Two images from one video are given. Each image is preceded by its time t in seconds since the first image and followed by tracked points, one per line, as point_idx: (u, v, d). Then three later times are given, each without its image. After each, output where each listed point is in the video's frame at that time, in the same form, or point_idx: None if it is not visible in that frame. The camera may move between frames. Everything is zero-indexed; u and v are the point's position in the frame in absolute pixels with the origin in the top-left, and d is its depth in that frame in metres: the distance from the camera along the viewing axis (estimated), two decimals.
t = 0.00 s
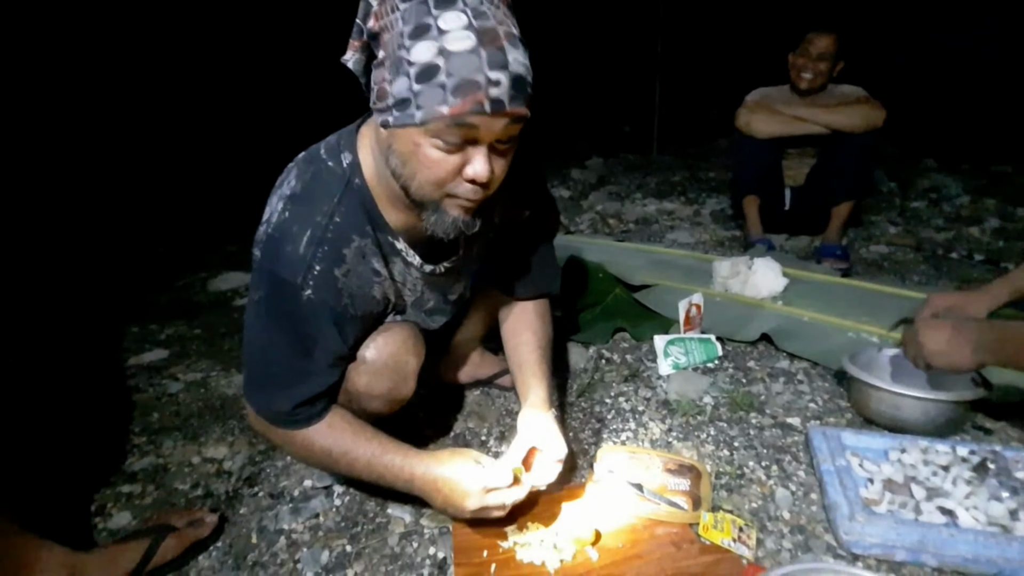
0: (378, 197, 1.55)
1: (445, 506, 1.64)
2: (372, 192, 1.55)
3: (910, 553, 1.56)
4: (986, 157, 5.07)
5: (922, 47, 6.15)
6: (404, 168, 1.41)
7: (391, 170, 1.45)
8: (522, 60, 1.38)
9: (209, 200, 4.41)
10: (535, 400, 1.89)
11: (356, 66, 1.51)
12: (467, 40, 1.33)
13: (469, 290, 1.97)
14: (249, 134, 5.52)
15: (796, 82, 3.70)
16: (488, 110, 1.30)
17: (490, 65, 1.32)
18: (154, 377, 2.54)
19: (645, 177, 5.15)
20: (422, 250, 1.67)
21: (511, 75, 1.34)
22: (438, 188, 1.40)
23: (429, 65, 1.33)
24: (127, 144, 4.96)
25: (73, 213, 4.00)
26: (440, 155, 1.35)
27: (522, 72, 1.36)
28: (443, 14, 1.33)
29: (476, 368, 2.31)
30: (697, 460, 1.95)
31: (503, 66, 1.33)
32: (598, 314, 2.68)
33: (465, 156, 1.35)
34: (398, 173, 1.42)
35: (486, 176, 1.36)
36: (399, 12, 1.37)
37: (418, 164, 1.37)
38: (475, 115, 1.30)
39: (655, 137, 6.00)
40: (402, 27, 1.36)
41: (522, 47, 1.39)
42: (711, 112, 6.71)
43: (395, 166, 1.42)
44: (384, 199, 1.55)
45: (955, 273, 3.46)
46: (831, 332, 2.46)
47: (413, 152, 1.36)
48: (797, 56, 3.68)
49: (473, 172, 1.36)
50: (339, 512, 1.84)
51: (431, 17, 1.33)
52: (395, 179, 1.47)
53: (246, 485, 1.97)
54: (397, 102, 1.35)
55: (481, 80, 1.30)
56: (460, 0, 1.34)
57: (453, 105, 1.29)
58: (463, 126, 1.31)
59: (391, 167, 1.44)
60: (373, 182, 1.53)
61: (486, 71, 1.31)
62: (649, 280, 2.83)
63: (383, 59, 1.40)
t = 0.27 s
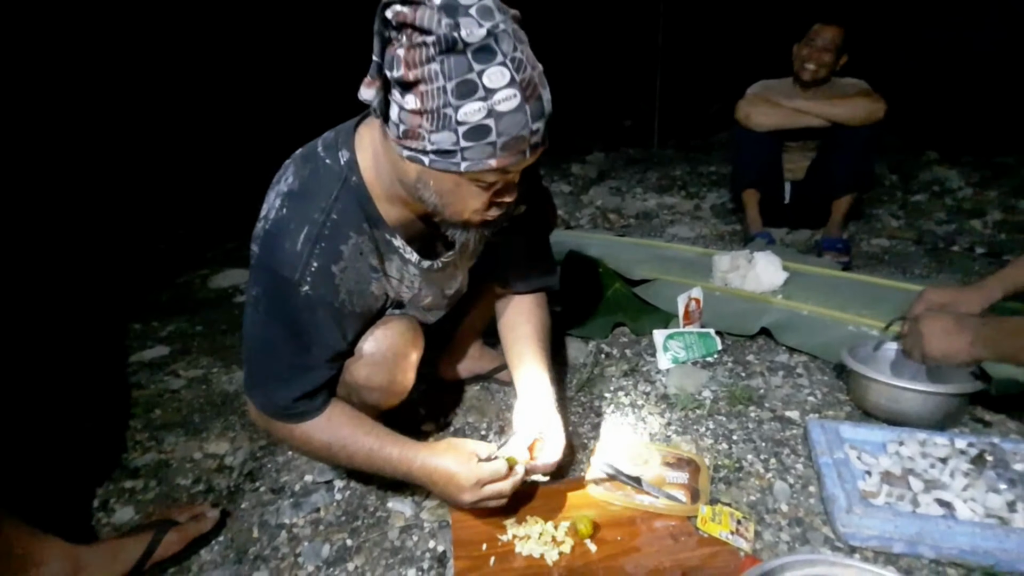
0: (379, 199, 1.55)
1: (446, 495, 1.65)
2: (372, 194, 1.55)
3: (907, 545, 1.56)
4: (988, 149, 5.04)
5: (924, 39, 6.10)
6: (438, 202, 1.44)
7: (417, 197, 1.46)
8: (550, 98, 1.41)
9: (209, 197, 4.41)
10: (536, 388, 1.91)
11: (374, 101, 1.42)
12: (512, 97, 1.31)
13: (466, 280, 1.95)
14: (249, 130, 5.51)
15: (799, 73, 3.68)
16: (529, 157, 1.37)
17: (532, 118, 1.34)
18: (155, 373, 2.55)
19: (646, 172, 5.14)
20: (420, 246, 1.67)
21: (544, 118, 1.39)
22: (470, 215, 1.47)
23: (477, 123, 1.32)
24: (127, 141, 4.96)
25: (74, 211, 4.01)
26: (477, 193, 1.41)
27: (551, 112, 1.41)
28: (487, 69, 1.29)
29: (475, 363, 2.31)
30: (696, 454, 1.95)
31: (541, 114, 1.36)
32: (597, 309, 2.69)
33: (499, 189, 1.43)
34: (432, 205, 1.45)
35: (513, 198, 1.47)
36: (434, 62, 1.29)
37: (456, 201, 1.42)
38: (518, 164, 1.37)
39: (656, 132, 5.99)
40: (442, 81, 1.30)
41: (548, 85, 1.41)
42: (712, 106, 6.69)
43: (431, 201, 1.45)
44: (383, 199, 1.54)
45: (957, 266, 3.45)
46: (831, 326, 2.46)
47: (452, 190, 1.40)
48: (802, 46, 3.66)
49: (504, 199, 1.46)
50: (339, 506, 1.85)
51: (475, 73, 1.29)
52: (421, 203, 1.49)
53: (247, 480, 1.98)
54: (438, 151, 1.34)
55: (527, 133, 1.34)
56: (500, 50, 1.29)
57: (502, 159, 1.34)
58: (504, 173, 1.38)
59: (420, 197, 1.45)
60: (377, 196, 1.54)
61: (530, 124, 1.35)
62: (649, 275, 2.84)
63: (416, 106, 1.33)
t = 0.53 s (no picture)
0: (381, 193, 1.55)
1: (452, 483, 1.66)
2: (376, 188, 1.55)
3: (903, 537, 1.57)
4: (988, 142, 5.02)
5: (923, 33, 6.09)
6: (446, 196, 1.45)
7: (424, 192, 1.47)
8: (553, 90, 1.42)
9: (208, 195, 4.41)
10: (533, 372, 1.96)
11: (380, 101, 1.42)
12: (518, 90, 1.32)
13: (465, 277, 1.96)
14: (247, 127, 5.50)
15: (799, 66, 3.65)
16: (535, 150, 1.39)
17: (538, 111, 1.35)
18: (154, 370, 2.55)
19: (644, 167, 5.13)
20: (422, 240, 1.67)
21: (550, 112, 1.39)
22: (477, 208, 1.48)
23: (485, 118, 1.32)
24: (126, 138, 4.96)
25: (71, 209, 4.00)
26: (484, 187, 1.42)
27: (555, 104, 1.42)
28: (492, 64, 1.30)
29: (474, 358, 2.32)
30: (693, 448, 1.96)
31: (546, 107, 1.37)
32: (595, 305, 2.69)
33: (509, 180, 1.44)
34: (440, 200, 1.47)
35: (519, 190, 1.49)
36: (440, 58, 1.29)
37: (464, 195, 1.43)
38: (525, 157, 1.39)
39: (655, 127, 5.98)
40: (449, 77, 1.30)
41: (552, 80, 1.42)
42: (710, 101, 6.67)
43: (438, 196, 1.46)
44: (386, 192, 1.54)
45: (955, 260, 3.45)
46: (828, 320, 2.47)
47: (460, 185, 1.41)
48: (802, 39, 3.63)
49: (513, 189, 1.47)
50: (338, 501, 1.86)
51: (480, 68, 1.30)
52: (428, 199, 1.50)
53: (246, 476, 1.99)
54: (445, 146, 1.34)
55: (533, 126, 1.35)
56: (504, 45, 1.30)
57: (509, 152, 1.35)
58: (511, 166, 1.39)
59: (428, 193, 1.46)
60: (381, 193, 1.55)
61: (535, 116, 1.35)
62: (647, 270, 2.84)
63: (424, 103, 1.33)
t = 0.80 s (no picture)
0: (382, 184, 1.54)
1: (455, 480, 1.66)
2: (377, 180, 1.54)
3: (903, 532, 1.57)
4: (990, 137, 5.01)
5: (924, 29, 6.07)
6: (430, 188, 1.44)
7: (411, 182, 1.46)
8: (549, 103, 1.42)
9: (207, 194, 4.41)
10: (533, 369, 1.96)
11: (379, 84, 1.43)
12: (508, 97, 1.31)
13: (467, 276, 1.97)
14: (250, 125, 5.49)
15: (796, 63, 3.67)
16: (520, 160, 1.37)
17: (526, 121, 1.34)
18: (156, 370, 2.56)
19: (644, 164, 5.13)
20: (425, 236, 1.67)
21: (541, 124, 1.38)
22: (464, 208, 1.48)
23: (471, 119, 1.32)
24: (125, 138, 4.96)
25: (71, 209, 4.01)
26: (467, 185, 1.41)
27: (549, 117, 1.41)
28: (486, 67, 1.30)
29: (475, 355, 2.32)
30: (694, 444, 1.96)
31: (537, 119, 1.36)
32: (596, 302, 2.69)
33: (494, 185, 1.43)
34: (423, 191, 1.45)
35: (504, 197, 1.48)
36: (437, 52, 1.30)
37: (448, 190, 1.42)
38: (508, 165, 1.37)
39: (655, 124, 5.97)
40: (441, 72, 1.31)
41: (549, 92, 1.41)
42: (711, 97, 6.66)
43: (422, 187, 1.45)
44: (386, 183, 1.53)
45: (956, 255, 3.45)
46: (829, 316, 2.47)
47: (444, 182, 1.41)
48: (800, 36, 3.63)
49: (499, 195, 1.46)
50: (339, 500, 1.86)
51: (474, 69, 1.29)
52: (416, 195, 1.50)
53: (248, 475, 1.99)
54: (431, 140, 1.34)
55: (518, 135, 1.34)
56: (502, 50, 1.30)
57: (492, 156, 1.34)
58: (494, 171, 1.38)
59: (413, 182, 1.45)
60: (381, 183, 1.54)
61: (523, 127, 1.35)
62: (647, 267, 2.84)
63: (416, 93, 1.34)
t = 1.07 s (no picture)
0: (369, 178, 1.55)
1: (443, 474, 1.69)
2: (364, 174, 1.55)
3: (891, 522, 1.59)
4: (984, 130, 5.03)
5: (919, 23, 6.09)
6: (407, 185, 1.46)
7: (392, 178, 1.48)
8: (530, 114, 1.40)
9: (204, 193, 4.41)
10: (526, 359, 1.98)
11: (365, 79, 1.46)
12: (485, 104, 1.32)
13: (461, 272, 1.98)
14: (245, 124, 5.49)
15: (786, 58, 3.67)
16: (495, 167, 1.36)
17: (502, 130, 1.33)
18: (153, 368, 2.57)
19: (641, 160, 5.14)
20: (414, 231, 1.67)
21: (519, 133, 1.37)
22: (439, 207, 1.49)
23: (446, 122, 1.32)
24: (120, 137, 4.95)
25: (67, 207, 4.01)
26: (442, 186, 1.42)
27: (529, 127, 1.39)
28: (465, 72, 1.30)
29: (470, 351, 2.35)
30: (687, 437, 1.98)
31: (514, 129, 1.35)
32: (590, 298, 2.71)
33: (469, 189, 1.44)
34: (402, 187, 1.47)
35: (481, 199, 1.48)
36: (418, 54, 1.31)
37: (424, 189, 1.44)
38: (483, 171, 1.36)
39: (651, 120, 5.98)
40: (420, 74, 1.32)
41: (531, 100, 1.40)
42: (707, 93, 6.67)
43: (401, 184, 1.47)
44: (372, 179, 1.55)
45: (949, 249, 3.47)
46: (822, 310, 2.49)
47: (420, 182, 1.42)
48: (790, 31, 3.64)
49: (476, 199, 1.47)
50: (336, 494, 1.88)
51: (453, 73, 1.30)
52: (398, 192, 1.51)
53: (245, 471, 2.01)
54: (408, 139, 1.35)
55: (493, 143, 1.33)
56: (482, 57, 1.30)
57: (465, 161, 1.34)
58: (469, 175, 1.38)
59: (393, 178, 1.47)
60: (368, 177, 1.55)
61: (499, 134, 1.34)
62: (641, 263, 2.86)
63: (396, 92, 1.35)
